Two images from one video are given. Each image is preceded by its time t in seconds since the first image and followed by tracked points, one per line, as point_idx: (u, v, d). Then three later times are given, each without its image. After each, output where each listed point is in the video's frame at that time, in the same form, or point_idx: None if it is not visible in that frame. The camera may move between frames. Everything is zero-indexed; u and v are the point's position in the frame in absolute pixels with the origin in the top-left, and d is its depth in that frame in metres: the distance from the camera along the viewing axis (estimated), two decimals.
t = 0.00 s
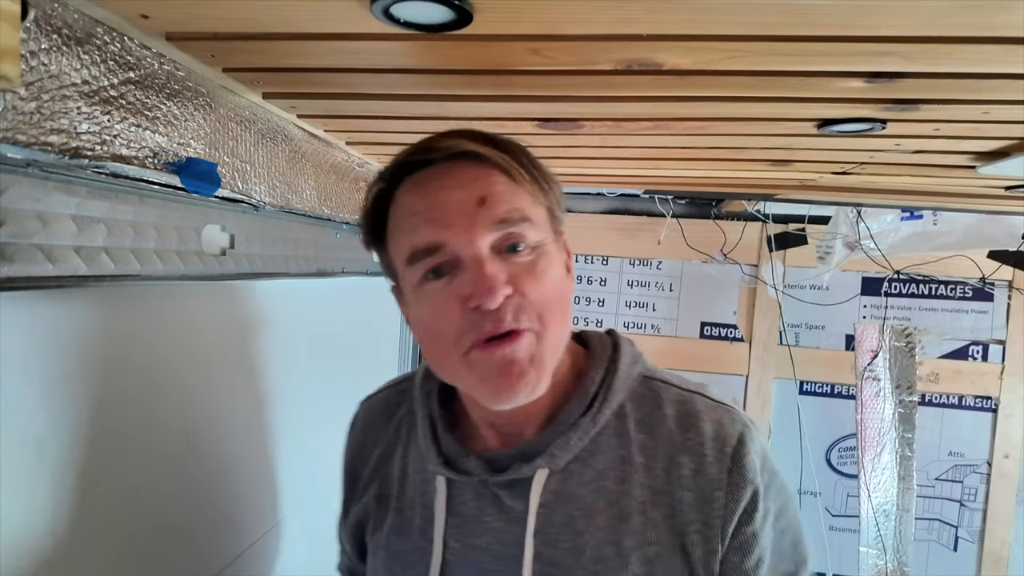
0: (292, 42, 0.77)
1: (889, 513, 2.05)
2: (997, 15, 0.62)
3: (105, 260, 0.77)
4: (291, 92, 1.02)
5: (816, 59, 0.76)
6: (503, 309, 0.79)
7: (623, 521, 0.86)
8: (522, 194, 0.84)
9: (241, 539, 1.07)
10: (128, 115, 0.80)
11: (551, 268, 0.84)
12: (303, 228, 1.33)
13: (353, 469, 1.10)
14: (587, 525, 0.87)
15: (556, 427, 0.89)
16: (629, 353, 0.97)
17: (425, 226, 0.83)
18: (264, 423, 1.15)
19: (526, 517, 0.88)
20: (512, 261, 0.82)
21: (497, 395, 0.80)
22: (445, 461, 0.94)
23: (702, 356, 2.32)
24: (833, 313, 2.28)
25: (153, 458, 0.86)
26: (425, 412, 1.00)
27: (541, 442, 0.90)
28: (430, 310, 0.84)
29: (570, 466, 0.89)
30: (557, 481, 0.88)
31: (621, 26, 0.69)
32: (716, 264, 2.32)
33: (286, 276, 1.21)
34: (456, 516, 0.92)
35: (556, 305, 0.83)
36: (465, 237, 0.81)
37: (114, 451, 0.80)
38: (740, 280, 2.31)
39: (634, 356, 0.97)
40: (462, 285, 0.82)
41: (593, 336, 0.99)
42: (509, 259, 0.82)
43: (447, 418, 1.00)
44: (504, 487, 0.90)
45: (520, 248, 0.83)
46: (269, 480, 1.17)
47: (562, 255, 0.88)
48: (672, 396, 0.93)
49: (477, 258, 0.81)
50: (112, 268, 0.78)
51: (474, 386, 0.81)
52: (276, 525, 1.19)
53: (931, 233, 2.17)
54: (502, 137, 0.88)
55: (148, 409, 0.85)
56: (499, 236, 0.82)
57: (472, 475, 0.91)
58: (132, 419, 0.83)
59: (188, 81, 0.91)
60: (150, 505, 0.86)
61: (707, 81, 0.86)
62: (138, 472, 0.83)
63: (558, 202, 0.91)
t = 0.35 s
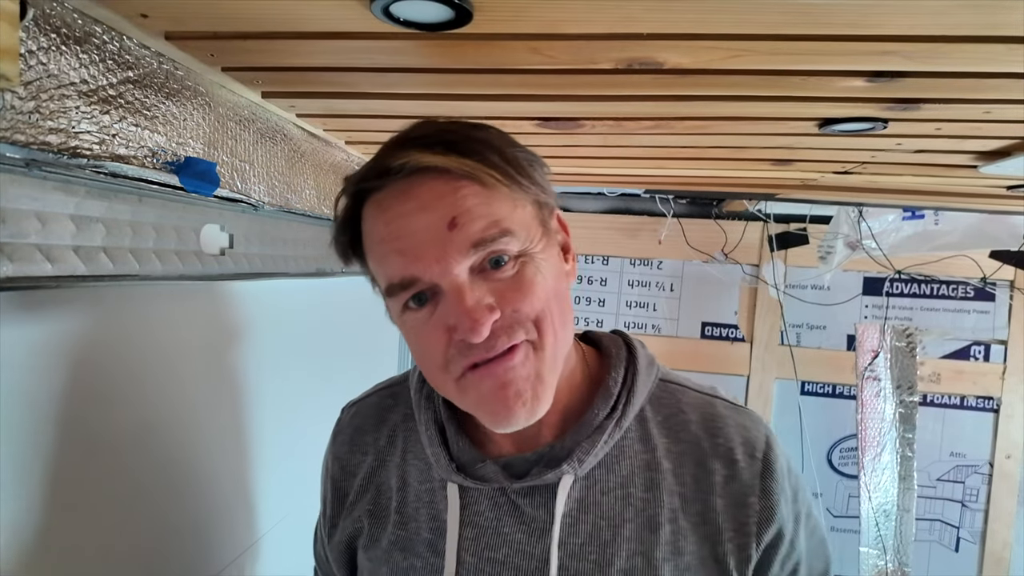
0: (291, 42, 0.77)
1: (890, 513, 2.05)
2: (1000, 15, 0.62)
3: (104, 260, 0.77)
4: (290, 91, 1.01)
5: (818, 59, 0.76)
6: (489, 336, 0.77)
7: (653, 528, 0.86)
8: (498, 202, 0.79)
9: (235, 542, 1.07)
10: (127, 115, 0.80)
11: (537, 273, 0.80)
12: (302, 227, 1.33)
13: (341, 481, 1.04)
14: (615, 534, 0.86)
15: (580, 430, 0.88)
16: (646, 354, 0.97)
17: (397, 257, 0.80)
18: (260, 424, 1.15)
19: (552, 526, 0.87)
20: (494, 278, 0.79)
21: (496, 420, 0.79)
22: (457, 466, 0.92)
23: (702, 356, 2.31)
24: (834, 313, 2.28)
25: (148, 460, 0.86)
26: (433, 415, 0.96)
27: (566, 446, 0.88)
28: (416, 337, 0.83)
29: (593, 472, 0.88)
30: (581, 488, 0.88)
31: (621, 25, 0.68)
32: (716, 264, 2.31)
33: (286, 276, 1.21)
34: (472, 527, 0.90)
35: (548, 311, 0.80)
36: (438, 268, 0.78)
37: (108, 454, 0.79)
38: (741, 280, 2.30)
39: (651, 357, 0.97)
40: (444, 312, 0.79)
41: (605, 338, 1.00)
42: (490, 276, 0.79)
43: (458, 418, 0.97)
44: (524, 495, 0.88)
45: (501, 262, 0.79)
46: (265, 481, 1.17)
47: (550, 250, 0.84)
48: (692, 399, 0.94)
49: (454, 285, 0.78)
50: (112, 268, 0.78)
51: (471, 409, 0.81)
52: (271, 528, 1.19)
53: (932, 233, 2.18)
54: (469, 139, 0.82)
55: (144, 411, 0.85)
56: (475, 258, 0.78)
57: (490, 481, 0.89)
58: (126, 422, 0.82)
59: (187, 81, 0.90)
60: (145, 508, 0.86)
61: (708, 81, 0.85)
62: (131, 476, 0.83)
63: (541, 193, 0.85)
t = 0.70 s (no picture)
0: (291, 41, 0.77)
1: (890, 514, 2.05)
2: (999, 15, 0.62)
3: (104, 260, 0.77)
4: (290, 91, 1.01)
5: (817, 59, 0.76)
6: (499, 336, 0.74)
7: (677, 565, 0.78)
8: (518, 193, 0.75)
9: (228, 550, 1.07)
10: (127, 115, 0.80)
11: (557, 271, 0.77)
12: (303, 227, 1.34)
13: (354, 490, 1.07)
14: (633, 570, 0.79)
15: (600, 448, 0.81)
16: (682, 369, 0.88)
17: (407, 246, 0.78)
18: (255, 425, 1.15)
19: (562, 556, 0.81)
20: (510, 273, 0.76)
21: (506, 437, 0.77)
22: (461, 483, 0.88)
23: (702, 356, 2.31)
24: (834, 313, 2.28)
25: (140, 457, 0.87)
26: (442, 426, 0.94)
27: (582, 467, 0.82)
28: (427, 331, 0.81)
29: (612, 499, 0.81)
30: (597, 515, 0.81)
31: (622, 24, 0.68)
32: (716, 264, 2.31)
33: (286, 276, 1.23)
34: (474, 550, 0.86)
35: (567, 314, 0.77)
36: (450, 260, 0.75)
37: (99, 451, 0.80)
38: (741, 280, 2.30)
39: (688, 373, 0.88)
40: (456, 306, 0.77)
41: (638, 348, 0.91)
42: (506, 271, 0.76)
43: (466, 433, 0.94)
44: (535, 519, 0.83)
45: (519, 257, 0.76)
46: (261, 481, 1.17)
47: (574, 245, 0.80)
48: (736, 424, 0.84)
49: (466, 279, 0.75)
50: (111, 268, 0.79)
51: (482, 418, 0.79)
52: (271, 528, 1.21)
53: (932, 232, 2.19)
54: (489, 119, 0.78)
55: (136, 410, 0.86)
56: (489, 252, 0.75)
57: (496, 500, 0.85)
58: (117, 420, 0.83)
59: (186, 80, 0.90)
60: (135, 507, 0.86)
61: (707, 81, 0.85)
62: (123, 473, 0.84)
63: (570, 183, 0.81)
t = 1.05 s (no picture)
0: (290, 40, 0.77)
1: (892, 514, 2.05)
2: (1002, 14, 0.62)
3: (104, 260, 0.77)
4: (289, 91, 1.01)
5: (819, 58, 0.75)
6: (504, 335, 0.75)
7: None
8: (534, 194, 0.74)
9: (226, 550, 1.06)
10: (126, 114, 0.80)
11: (574, 274, 0.75)
12: (302, 227, 1.33)
13: (382, 481, 1.10)
14: None
15: (608, 465, 0.80)
16: (717, 392, 0.83)
17: (424, 242, 0.79)
18: (250, 428, 1.14)
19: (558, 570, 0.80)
20: (524, 274, 0.75)
21: (508, 436, 0.78)
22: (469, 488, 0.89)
23: (702, 356, 2.31)
24: (835, 313, 2.27)
25: (139, 457, 0.87)
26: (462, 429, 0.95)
27: (587, 483, 0.80)
28: (441, 325, 0.82)
29: (615, 518, 0.79)
30: (598, 534, 0.79)
31: (623, 23, 0.68)
32: (717, 264, 2.30)
33: (283, 276, 1.22)
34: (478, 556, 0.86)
35: (583, 320, 0.75)
36: (463, 257, 0.76)
37: (98, 451, 0.80)
38: (742, 280, 2.30)
39: (723, 397, 0.83)
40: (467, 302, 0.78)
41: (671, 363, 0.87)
42: (520, 272, 0.76)
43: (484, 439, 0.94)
44: (536, 532, 0.83)
45: (535, 257, 0.76)
46: (257, 482, 1.16)
47: (598, 251, 0.78)
48: (762, 456, 0.77)
49: (477, 277, 0.76)
50: (110, 268, 0.78)
51: (490, 414, 0.80)
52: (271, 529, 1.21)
53: (934, 233, 2.19)
54: (514, 118, 0.76)
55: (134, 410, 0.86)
56: (503, 251, 0.75)
57: (501, 508, 0.85)
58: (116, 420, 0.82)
59: (185, 80, 0.90)
60: (134, 508, 0.86)
61: (708, 80, 0.85)
62: (122, 474, 0.84)
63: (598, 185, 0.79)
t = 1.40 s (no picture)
0: (291, 41, 0.77)
1: (891, 514, 2.05)
2: (1000, 14, 0.62)
3: (104, 260, 0.77)
4: (290, 91, 1.01)
5: (818, 58, 0.75)
6: (487, 328, 0.76)
7: None
8: (544, 203, 0.73)
9: (222, 551, 1.07)
10: (127, 114, 0.80)
11: (567, 292, 0.73)
12: (302, 228, 1.32)
13: (416, 457, 1.15)
14: None
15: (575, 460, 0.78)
16: (717, 405, 0.77)
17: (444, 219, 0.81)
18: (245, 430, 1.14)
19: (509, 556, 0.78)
20: (524, 278, 0.75)
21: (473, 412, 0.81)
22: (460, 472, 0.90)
23: (702, 356, 2.30)
24: (834, 314, 2.27)
25: (139, 456, 0.87)
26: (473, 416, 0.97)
27: (553, 474, 0.79)
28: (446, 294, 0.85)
29: (572, 512, 0.76)
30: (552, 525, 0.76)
31: (622, 24, 0.68)
32: (717, 264, 2.31)
33: (283, 276, 1.22)
34: (461, 530, 0.86)
35: (570, 334, 0.74)
36: (470, 244, 0.77)
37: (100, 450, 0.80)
38: (742, 280, 2.30)
39: (719, 412, 0.76)
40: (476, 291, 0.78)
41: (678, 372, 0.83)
42: (519, 275, 0.75)
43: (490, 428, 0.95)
44: (506, 518, 0.81)
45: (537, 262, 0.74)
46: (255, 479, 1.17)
47: (606, 273, 0.75)
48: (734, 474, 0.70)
49: (479, 266, 0.76)
50: (110, 267, 0.78)
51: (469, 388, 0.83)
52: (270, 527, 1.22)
53: (934, 232, 2.20)
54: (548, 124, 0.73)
55: (135, 410, 0.86)
56: (508, 247, 0.75)
57: (479, 492, 0.85)
58: (116, 420, 0.82)
59: (186, 80, 0.90)
60: (132, 507, 0.86)
61: (708, 80, 0.85)
62: (121, 474, 0.84)
63: (624, 204, 0.75)
